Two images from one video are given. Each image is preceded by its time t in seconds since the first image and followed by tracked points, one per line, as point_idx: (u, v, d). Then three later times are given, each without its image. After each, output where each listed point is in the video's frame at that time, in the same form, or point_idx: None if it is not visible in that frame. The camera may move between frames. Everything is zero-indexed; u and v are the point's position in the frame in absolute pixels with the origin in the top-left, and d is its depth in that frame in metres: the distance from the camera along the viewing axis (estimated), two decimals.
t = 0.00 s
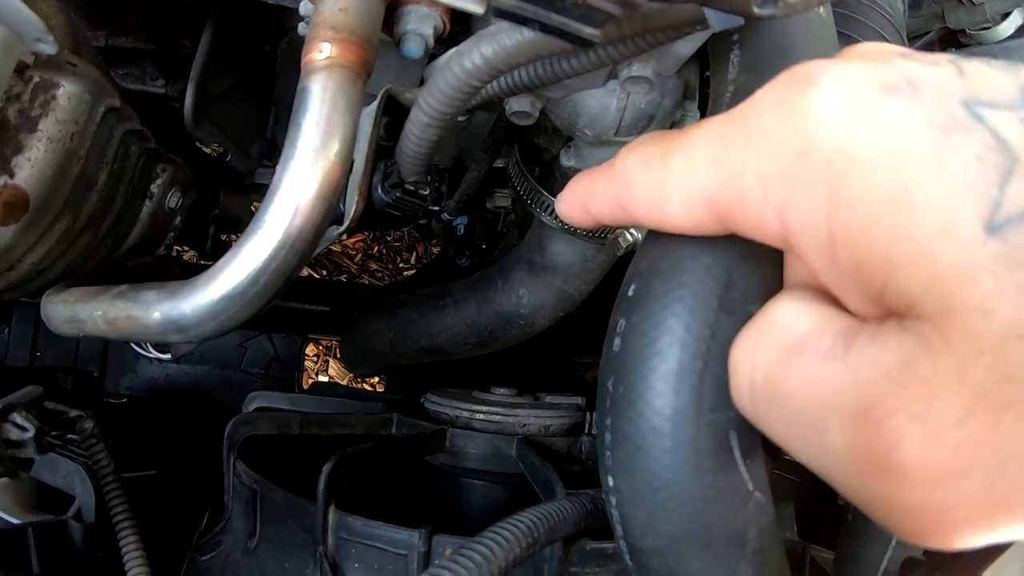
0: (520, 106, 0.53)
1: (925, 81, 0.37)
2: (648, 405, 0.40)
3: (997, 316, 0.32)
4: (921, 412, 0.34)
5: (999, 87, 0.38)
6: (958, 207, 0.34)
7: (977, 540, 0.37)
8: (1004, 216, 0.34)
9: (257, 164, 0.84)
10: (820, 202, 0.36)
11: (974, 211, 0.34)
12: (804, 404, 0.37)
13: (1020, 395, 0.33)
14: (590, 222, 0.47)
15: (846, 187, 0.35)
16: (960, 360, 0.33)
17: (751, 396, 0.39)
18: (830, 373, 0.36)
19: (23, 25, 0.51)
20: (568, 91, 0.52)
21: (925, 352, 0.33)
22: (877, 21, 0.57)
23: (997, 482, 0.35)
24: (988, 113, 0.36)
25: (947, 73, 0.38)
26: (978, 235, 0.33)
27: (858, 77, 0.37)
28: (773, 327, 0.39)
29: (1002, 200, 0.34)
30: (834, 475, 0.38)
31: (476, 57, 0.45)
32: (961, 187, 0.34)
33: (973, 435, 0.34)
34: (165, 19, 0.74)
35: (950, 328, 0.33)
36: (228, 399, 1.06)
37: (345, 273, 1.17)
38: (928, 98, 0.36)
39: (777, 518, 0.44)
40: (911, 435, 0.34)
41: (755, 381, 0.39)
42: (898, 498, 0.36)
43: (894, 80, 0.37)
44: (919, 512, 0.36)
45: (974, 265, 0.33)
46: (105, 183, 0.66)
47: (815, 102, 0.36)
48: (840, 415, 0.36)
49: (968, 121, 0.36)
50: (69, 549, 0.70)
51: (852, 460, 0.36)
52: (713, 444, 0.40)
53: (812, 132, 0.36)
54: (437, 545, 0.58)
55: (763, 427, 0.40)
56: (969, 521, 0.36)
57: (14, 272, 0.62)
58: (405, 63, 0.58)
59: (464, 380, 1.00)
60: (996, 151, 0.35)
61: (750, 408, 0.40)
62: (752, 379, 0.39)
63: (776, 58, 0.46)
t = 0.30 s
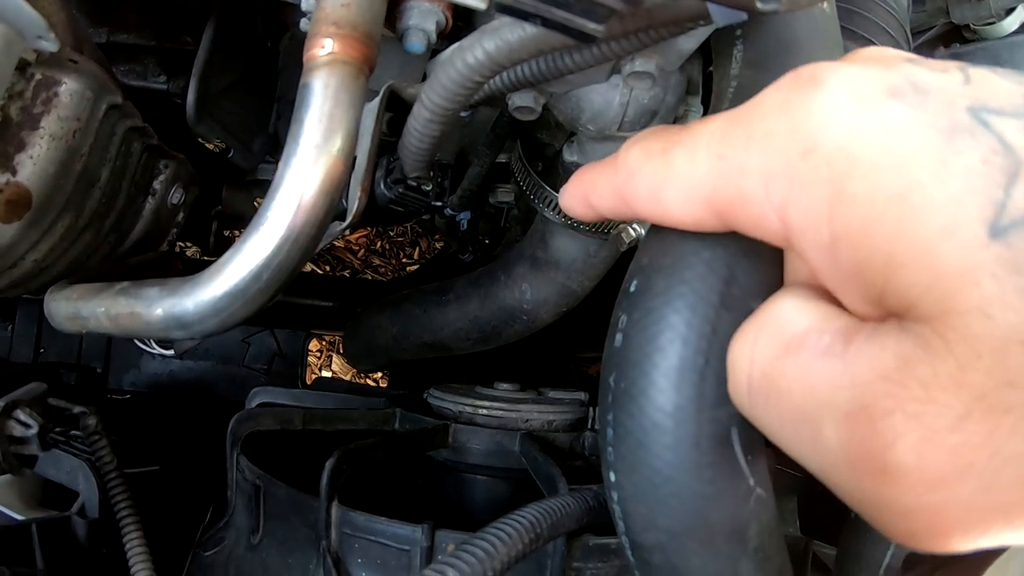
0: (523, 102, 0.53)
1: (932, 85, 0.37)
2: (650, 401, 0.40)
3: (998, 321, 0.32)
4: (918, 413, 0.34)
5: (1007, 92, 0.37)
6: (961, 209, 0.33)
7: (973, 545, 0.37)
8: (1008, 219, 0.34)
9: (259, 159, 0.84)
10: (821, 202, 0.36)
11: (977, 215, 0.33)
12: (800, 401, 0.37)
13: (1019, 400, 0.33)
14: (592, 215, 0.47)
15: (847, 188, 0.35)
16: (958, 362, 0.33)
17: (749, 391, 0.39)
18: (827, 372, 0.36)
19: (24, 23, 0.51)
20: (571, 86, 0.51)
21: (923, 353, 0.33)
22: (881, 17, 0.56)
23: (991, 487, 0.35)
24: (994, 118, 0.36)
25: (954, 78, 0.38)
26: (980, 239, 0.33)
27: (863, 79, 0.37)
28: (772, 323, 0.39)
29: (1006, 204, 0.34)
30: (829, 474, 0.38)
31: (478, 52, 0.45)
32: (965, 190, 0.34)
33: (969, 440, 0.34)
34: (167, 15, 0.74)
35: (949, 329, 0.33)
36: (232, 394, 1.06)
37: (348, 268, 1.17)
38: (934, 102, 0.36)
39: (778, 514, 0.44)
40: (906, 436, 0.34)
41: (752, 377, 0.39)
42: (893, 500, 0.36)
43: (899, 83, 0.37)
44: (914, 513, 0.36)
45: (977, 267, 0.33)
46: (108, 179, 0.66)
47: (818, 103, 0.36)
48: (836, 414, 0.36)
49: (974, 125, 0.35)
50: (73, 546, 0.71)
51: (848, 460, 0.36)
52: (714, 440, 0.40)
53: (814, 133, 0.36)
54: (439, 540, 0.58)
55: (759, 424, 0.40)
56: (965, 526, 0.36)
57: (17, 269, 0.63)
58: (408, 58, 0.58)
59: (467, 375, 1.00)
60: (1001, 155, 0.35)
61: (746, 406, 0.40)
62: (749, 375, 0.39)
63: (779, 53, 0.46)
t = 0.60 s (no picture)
0: (526, 100, 0.53)
1: (925, 80, 0.37)
2: (650, 400, 0.40)
3: (992, 313, 0.32)
4: (913, 406, 0.34)
5: (999, 86, 0.37)
6: (955, 202, 0.33)
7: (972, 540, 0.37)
8: (1003, 212, 0.33)
9: (262, 158, 0.84)
10: (814, 199, 0.36)
11: (971, 208, 0.33)
12: (795, 398, 0.37)
13: (1014, 393, 0.33)
14: (593, 217, 0.47)
15: (841, 183, 0.35)
16: (955, 355, 0.33)
17: (745, 387, 0.39)
18: (823, 367, 0.36)
19: (26, 24, 0.51)
20: (573, 85, 0.51)
21: (919, 347, 0.33)
22: (883, 15, 0.56)
23: (987, 479, 0.35)
24: (987, 112, 0.36)
25: (948, 73, 0.37)
26: (974, 232, 0.33)
27: (856, 74, 0.36)
28: (769, 320, 0.39)
29: (1000, 197, 0.33)
30: (826, 471, 0.38)
31: (479, 51, 0.45)
32: (958, 183, 0.33)
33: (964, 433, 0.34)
34: (170, 15, 0.74)
35: (943, 322, 0.33)
36: (235, 392, 1.07)
37: (351, 266, 1.17)
38: (927, 96, 0.36)
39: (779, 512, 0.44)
40: (902, 430, 0.34)
41: (749, 374, 0.39)
42: (889, 494, 0.36)
43: (893, 78, 0.36)
44: (911, 507, 0.36)
45: (971, 262, 0.32)
46: (111, 178, 0.66)
47: (811, 99, 0.36)
48: (831, 410, 0.36)
49: (968, 118, 0.35)
50: (77, 543, 0.71)
51: (844, 455, 0.36)
52: (713, 439, 0.40)
53: (807, 129, 0.36)
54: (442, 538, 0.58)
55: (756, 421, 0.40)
56: (963, 520, 0.36)
57: (20, 268, 0.63)
58: (410, 57, 0.58)
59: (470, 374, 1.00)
60: (995, 148, 0.34)
61: (744, 403, 0.39)
62: (746, 371, 0.39)
63: (782, 50, 0.46)
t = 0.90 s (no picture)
0: (531, 98, 0.53)
1: (935, 81, 0.36)
2: (656, 401, 0.40)
3: (1001, 319, 0.31)
4: (921, 414, 0.33)
5: (1010, 89, 0.37)
6: (966, 205, 0.32)
7: (978, 545, 0.37)
8: (1014, 217, 0.32)
9: (265, 156, 0.83)
10: (822, 198, 0.35)
11: (982, 211, 0.32)
12: (802, 402, 0.37)
13: None
14: (598, 217, 0.46)
15: (850, 183, 0.34)
16: (965, 363, 0.32)
17: (751, 389, 0.39)
18: (830, 372, 0.36)
19: (26, 22, 0.51)
20: (578, 82, 0.51)
21: (927, 354, 0.33)
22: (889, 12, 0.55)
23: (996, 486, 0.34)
24: (998, 115, 0.35)
25: (959, 76, 0.37)
26: (985, 236, 0.32)
27: (865, 75, 0.36)
28: (775, 323, 0.38)
29: (1011, 201, 0.33)
30: (832, 475, 0.37)
31: (484, 48, 0.45)
32: (969, 187, 0.33)
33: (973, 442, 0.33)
34: (171, 13, 0.74)
35: (951, 328, 0.32)
36: (238, 391, 1.07)
37: (353, 265, 1.17)
38: (937, 97, 0.35)
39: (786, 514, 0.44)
40: (909, 438, 0.33)
41: (756, 376, 0.38)
42: (898, 501, 0.35)
43: (903, 79, 0.36)
44: (921, 513, 0.35)
45: (981, 264, 0.32)
46: (113, 178, 0.66)
47: (820, 98, 0.36)
48: (839, 415, 0.35)
49: (979, 122, 0.35)
50: (80, 544, 0.71)
51: (851, 460, 0.36)
52: (720, 440, 0.40)
53: (816, 128, 0.35)
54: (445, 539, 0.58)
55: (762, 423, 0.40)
56: (972, 527, 0.36)
57: (21, 268, 0.63)
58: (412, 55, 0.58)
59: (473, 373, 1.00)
60: (1006, 151, 0.34)
61: (749, 407, 0.39)
62: (753, 374, 0.39)
63: (789, 47, 0.45)
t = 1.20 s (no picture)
0: (535, 98, 0.53)
1: None
2: (665, 399, 0.40)
3: None
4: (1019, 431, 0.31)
5: None
6: None
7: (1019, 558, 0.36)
8: None
9: (268, 153, 0.83)
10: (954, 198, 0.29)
11: None
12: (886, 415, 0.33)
13: None
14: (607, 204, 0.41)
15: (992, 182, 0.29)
16: None
17: (817, 399, 0.36)
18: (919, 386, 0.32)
19: (31, 17, 0.50)
20: (583, 81, 0.51)
21: None
22: (891, 14, 0.55)
23: None
24: None
25: None
26: None
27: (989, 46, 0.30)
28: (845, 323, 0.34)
29: None
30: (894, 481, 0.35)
31: (492, 47, 0.45)
32: None
33: None
34: (175, 10, 0.74)
35: None
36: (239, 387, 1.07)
37: (354, 261, 1.17)
38: None
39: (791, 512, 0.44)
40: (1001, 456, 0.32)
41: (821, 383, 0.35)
42: (962, 520, 0.34)
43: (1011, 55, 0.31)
44: (981, 536, 0.34)
45: None
46: (116, 174, 0.66)
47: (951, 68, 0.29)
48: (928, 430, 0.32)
49: None
50: (82, 539, 0.71)
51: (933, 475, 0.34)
52: (729, 438, 0.40)
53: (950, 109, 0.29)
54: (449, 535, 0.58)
55: (820, 426, 0.37)
56: None
57: (26, 264, 0.63)
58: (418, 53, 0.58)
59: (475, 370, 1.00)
60: None
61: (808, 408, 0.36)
62: (820, 380, 0.35)
63: (796, 47, 0.45)
